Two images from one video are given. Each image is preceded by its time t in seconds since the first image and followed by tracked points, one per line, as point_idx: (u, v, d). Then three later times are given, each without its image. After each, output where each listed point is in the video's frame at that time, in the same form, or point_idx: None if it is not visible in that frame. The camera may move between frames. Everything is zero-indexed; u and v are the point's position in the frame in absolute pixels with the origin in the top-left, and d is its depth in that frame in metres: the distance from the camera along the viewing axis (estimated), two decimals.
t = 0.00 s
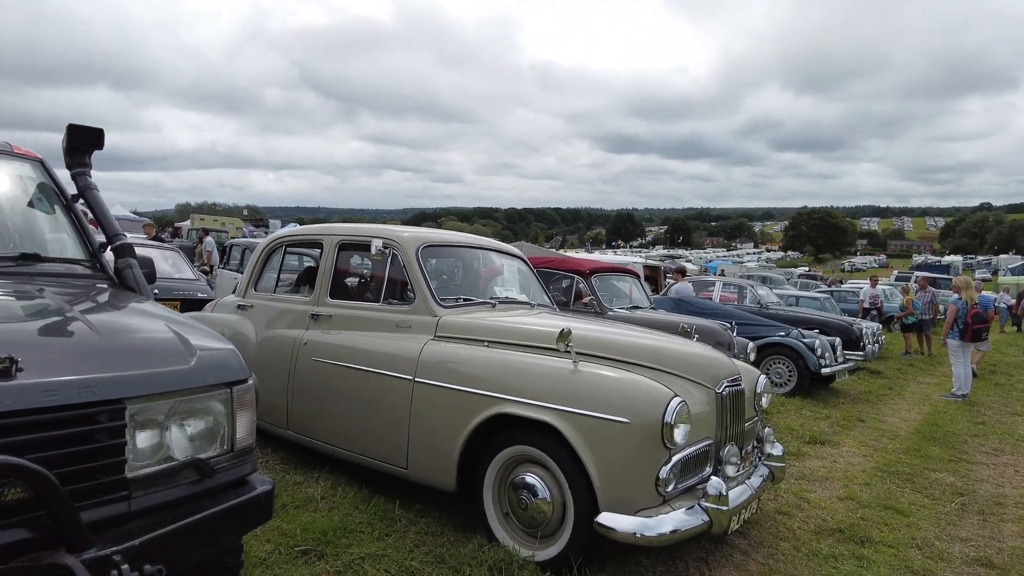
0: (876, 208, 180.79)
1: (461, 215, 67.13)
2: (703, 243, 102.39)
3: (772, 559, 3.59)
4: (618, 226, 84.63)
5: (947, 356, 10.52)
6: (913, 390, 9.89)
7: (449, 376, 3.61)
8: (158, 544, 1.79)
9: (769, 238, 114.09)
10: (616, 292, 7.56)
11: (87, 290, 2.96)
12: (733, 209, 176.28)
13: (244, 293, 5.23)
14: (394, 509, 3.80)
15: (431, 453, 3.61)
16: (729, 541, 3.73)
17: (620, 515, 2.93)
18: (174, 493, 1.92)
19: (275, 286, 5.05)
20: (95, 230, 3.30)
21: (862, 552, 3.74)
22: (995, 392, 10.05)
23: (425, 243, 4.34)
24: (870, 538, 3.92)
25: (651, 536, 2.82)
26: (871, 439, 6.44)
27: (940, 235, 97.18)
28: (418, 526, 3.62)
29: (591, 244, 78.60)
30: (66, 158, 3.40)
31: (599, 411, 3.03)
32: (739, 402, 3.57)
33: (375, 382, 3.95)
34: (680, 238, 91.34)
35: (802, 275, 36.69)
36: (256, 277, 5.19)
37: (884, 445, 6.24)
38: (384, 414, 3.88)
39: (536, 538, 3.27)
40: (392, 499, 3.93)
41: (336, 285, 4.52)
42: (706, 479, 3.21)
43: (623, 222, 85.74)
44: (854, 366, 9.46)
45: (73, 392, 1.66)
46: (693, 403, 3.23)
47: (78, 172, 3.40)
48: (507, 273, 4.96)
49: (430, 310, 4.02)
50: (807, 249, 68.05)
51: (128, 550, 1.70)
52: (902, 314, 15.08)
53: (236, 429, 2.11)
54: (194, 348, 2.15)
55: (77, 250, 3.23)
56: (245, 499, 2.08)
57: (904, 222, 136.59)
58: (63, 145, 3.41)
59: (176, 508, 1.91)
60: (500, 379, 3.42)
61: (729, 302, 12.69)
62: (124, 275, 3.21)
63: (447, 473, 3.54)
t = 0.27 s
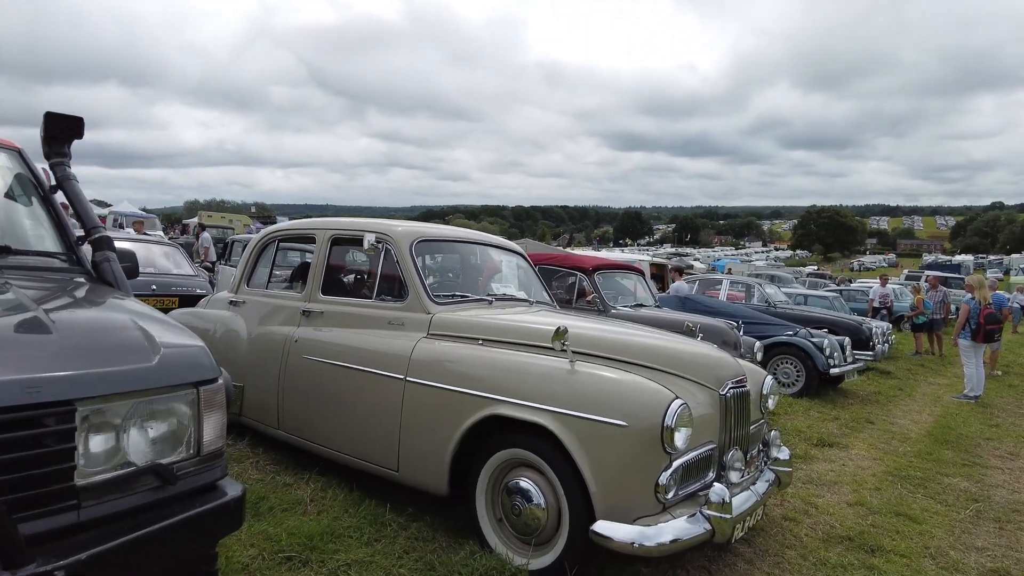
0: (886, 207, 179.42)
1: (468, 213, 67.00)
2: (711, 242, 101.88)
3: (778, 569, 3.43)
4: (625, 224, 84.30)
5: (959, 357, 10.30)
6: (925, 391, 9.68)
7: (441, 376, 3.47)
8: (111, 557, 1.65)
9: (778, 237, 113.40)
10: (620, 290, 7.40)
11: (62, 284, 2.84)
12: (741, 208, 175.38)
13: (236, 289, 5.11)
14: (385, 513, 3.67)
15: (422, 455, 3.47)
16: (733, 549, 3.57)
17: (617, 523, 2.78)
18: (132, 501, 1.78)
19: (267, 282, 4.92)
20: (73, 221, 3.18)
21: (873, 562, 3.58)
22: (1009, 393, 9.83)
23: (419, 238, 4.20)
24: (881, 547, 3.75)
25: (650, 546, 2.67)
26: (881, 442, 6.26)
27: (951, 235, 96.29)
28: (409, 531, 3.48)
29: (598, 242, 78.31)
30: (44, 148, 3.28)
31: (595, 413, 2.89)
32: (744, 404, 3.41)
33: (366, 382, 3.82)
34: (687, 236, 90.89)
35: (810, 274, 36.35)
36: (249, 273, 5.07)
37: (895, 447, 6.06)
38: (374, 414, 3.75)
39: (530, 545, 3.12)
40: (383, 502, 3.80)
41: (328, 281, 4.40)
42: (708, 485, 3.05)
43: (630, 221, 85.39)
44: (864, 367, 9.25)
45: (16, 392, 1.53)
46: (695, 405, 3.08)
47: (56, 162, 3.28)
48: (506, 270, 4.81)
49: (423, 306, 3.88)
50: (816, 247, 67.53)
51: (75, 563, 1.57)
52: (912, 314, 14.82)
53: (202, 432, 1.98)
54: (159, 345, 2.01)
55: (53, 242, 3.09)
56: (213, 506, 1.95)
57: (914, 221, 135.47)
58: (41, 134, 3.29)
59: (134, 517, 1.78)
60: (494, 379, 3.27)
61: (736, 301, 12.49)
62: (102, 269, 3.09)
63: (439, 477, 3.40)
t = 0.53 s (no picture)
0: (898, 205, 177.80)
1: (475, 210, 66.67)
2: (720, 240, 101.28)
3: None
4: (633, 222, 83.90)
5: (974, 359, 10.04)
6: (938, 394, 9.45)
7: (432, 381, 3.33)
8: None
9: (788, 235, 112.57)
10: (626, 290, 7.21)
11: (36, 284, 2.71)
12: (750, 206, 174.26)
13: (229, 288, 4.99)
14: (375, 522, 3.53)
15: (412, 463, 3.33)
16: (739, 563, 3.41)
17: (614, 540, 2.63)
18: (81, 521, 1.65)
19: (260, 281, 4.80)
20: (48, 218, 3.04)
21: None
22: None
23: (413, 237, 4.05)
24: (895, 562, 3.58)
25: (648, 564, 2.51)
26: (894, 447, 6.06)
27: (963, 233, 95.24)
28: (399, 542, 3.35)
29: (606, 240, 77.98)
30: (19, 143, 3.15)
31: (591, 422, 2.73)
32: (751, 411, 3.25)
33: (356, 386, 3.68)
34: (696, 234, 90.36)
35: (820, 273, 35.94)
36: (242, 272, 4.95)
37: (908, 453, 5.86)
38: (365, 419, 3.61)
39: (524, 560, 2.97)
40: (374, 511, 3.66)
41: (320, 281, 4.26)
42: (711, 498, 2.89)
43: (639, 218, 84.94)
44: (875, 368, 9.03)
45: None
46: (699, 413, 2.92)
47: (32, 158, 3.15)
48: (504, 269, 4.65)
49: (416, 307, 3.73)
50: (826, 246, 66.93)
51: None
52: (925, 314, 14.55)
53: (163, 445, 1.85)
54: (119, 351, 1.88)
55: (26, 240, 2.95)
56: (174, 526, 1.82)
57: (926, 219, 134.14)
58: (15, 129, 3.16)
59: (83, 540, 1.64)
60: (486, 384, 3.12)
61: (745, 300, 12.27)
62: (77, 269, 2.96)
63: (429, 486, 3.26)
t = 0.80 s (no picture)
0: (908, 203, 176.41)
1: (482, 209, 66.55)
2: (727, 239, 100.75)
3: None
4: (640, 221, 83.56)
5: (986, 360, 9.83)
6: (948, 396, 9.24)
7: (418, 385, 3.21)
8: None
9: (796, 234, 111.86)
10: (627, 289, 7.05)
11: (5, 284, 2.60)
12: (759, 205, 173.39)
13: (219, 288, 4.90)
14: (359, 530, 3.42)
15: (396, 470, 3.21)
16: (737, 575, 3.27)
17: (601, 554, 2.50)
18: (18, 539, 1.55)
19: (249, 281, 4.70)
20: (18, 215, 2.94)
21: None
22: None
23: (402, 235, 3.93)
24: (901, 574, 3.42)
25: None
26: (902, 451, 5.89)
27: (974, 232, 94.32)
28: (382, 552, 3.23)
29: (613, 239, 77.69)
30: None
31: (579, 430, 2.60)
32: (750, 417, 3.11)
33: (341, 390, 3.57)
34: (703, 233, 89.91)
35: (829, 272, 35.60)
36: (232, 271, 4.85)
37: (916, 458, 5.69)
38: (349, 424, 3.49)
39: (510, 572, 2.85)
40: (359, 519, 3.55)
41: (307, 281, 4.15)
42: (707, 508, 2.75)
43: (646, 217, 84.63)
44: (883, 370, 8.85)
45: None
46: (693, 420, 2.78)
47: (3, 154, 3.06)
48: (499, 269, 4.52)
49: (403, 308, 3.61)
50: (835, 245, 66.40)
51: None
52: (935, 314, 14.31)
53: (111, 457, 1.75)
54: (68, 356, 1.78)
55: None
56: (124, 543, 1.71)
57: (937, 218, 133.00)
58: None
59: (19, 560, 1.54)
60: (472, 389, 3.00)
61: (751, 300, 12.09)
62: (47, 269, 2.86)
63: (413, 494, 3.14)
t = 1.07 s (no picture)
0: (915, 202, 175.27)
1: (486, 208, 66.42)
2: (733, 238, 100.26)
3: None
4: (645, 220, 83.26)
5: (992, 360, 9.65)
6: (954, 396, 9.07)
7: (394, 385, 3.10)
8: None
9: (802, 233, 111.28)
10: (624, 288, 6.89)
11: None
12: (765, 203, 172.67)
13: (203, 286, 4.81)
14: (337, 535, 3.31)
15: (373, 473, 3.11)
16: None
17: (579, 564, 2.38)
18: None
19: (231, 278, 4.60)
20: None
21: None
22: None
23: (384, 231, 3.81)
24: None
25: None
26: (904, 453, 5.74)
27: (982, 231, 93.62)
28: (359, 558, 3.13)
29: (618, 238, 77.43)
30: None
31: (556, 433, 2.49)
32: (740, 419, 2.99)
33: (320, 390, 3.47)
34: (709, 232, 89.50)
35: (834, 271, 35.34)
36: (215, 269, 4.76)
37: (918, 460, 5.54)
38: (327, 425, 3.39)
39: None
40: (337, 523, 3.44)
41: (287, 278, 4.05)
42: (692, 514, 2.63)
43: (651, 216, 84.33)
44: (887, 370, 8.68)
45: None
46: (679, 422, 2.66)
47: None
48: (487, 266, 4.40)
49: (382, 306, 3.50)
50: (842, 243, 65.96)
51: None
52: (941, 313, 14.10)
53: (43, 461, 1.65)
54: None
55: None
56: (56, 552, 1.61)
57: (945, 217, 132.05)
58: None
59: None
60: (449, 390, 2.89)
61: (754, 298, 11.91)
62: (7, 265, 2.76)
63: (390, 498, 3.03)
